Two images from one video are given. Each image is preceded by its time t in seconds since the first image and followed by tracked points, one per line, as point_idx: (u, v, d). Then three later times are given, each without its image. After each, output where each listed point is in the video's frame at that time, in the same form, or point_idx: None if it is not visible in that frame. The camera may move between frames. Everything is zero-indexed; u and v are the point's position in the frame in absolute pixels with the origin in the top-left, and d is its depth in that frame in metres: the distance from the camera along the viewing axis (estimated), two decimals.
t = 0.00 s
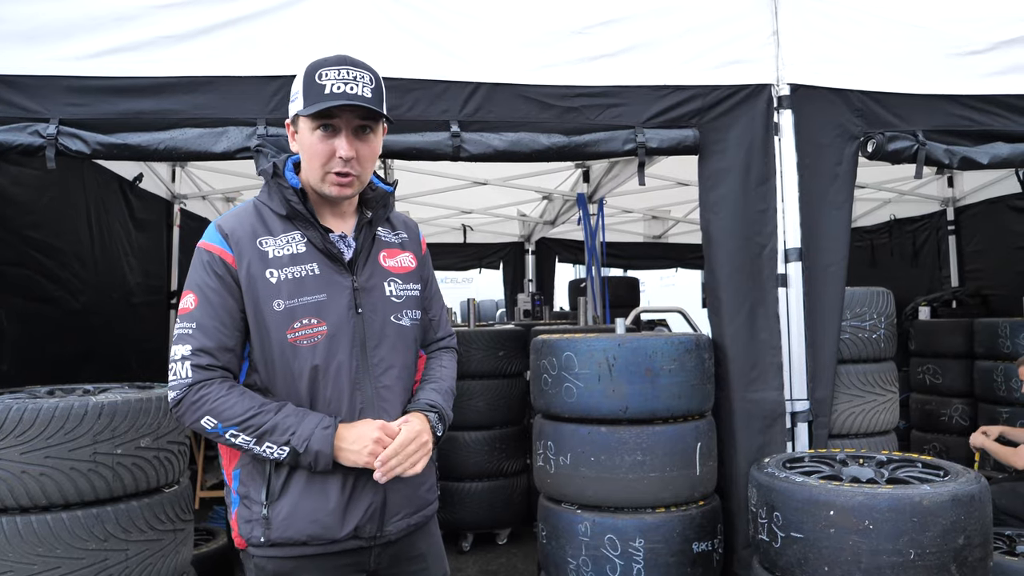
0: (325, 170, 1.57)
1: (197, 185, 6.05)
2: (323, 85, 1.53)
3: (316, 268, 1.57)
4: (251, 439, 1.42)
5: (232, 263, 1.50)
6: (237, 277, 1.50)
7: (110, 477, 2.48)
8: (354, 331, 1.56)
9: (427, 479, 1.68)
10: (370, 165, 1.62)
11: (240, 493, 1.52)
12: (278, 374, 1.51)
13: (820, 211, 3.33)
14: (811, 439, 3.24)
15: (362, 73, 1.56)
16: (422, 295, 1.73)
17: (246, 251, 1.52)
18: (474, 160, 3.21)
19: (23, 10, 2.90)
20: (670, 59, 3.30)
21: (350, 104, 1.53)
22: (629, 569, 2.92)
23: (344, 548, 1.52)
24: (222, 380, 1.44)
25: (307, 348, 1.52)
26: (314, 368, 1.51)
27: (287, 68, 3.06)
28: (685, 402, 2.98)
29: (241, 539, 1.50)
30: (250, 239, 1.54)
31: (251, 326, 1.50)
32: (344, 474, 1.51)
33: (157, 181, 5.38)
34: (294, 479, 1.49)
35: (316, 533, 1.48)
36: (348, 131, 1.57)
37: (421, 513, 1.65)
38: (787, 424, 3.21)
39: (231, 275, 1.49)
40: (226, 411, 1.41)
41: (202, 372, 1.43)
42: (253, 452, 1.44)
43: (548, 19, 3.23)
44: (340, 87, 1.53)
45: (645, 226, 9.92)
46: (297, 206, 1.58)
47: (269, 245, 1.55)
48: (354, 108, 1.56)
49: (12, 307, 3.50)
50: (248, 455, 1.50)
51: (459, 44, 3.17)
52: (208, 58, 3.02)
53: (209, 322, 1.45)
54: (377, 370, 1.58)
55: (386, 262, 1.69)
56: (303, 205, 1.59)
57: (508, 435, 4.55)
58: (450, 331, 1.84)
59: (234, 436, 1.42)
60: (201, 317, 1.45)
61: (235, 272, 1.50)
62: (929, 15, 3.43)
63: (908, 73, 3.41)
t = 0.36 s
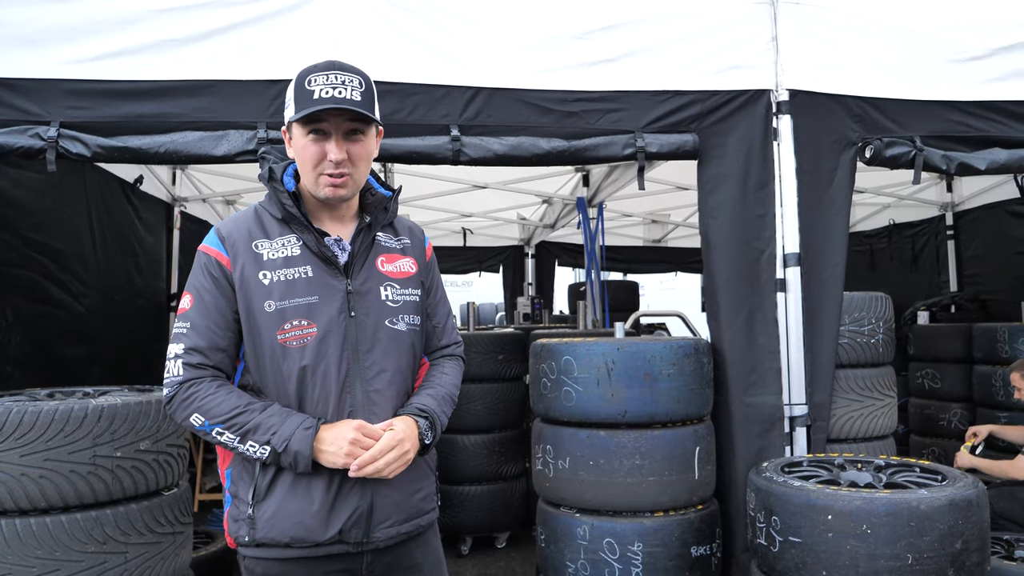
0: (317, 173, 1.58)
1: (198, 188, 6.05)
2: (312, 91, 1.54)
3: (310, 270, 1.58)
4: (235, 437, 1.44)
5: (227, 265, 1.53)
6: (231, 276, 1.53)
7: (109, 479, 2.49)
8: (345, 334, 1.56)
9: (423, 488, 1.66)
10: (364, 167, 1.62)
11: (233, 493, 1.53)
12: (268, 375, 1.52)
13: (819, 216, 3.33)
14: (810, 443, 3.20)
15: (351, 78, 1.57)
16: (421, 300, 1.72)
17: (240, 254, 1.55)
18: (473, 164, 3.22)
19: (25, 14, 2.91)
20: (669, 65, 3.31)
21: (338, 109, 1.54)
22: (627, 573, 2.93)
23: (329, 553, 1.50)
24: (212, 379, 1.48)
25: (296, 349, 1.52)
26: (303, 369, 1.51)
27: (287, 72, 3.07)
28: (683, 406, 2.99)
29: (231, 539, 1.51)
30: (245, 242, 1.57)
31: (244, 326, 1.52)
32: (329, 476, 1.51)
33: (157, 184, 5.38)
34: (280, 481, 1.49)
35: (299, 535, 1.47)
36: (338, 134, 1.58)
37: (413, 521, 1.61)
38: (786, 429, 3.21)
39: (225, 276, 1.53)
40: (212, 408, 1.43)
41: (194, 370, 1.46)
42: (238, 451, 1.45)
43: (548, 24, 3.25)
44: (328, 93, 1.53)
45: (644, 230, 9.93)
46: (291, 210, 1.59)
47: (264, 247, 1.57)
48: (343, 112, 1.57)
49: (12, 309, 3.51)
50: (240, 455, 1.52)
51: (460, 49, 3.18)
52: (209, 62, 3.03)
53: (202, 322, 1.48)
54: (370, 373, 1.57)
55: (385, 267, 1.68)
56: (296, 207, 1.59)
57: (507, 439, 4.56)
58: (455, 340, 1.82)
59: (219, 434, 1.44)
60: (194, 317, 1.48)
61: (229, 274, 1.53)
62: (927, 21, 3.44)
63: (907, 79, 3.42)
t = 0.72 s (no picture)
0: (339, 176, 1.58)
1: (197, 190, 6.07)
2: (328, 95, 1.55)
3: (312, 271, 1.60)
4: (213, 430, 1.45)
5: (224, 268, 1.55)
6: (232, 278, 1.54)
7: (108, 481, 2.50)
8: (346, 335, 1.58)
9: (424, 492, 1.66)
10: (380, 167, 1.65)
11: (234, 495, 1.54)
12: (269, 375, 1.52)
13: (817, 221, 3.35)
14: (806, 447, 3.24)
15: (361, 79, 1.59)
16: (423, 304, 1.73)
17: (242, 255, 1.56)
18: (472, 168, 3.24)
19: (26, 17, 2.92)
20: (667, 70, 3.33)
21: (357, 110, 1.56)
22: None
23: (330, 555, 1.51)
24: (202, 378, 1.50)
25: (297, 349, 1.53)
26: (305, 369, 1.52)
27: (287, 76, 3.09)
28: (681, 410, 3.00)
29: (233, 542, 1.52)
30: (246, 243, 1.58)
31: (245, 326, 1.53)
32: (329, 477, 1.52)
33: (157, 187, 5.40)
34: (281, 483, 1.51)
35: (300, 537, 1.48)
36: (359, 136, 1.59)
37: (413, 525, 1.61)
38: (782, 432, 3.22)
39: (223, 278, 1.54)
40: (192, 402, 1.45)
41: (185, 369, 1.49)
42: (219, 444, 1.46)
43: (547, 29, 3.26)
44: (345, 95, 1.56)
45: (644, 234, 9.95)
46: (294, 211, 1.61)
47: (266, 248, 1.59)
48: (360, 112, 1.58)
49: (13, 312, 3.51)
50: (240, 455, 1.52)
51: (459, 54, 3.20)
52: (210, 65, 3.04)
53: (194, 325, 1.50)
54: (371, 375, 1.58)
55: (386, 270, 1.69)
56: (300, 209, 1.61)
57: (505, 442, 4.57)
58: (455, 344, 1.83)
59: (201, 428, 1.46)
60: (187, 320, 1.51)
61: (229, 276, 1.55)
62: (925, 27, 3.46)
63: (904, 84, 3.44)
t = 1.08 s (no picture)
0: (323, 174, 1.60)
1: (198, 188, 6.08)
2: (315, 91, 1.57)
3: (310, 269, 1.61)
4: (191, 428, 1.42)
5: (219, 265, 1.55)
6: (230, 276, 1.55)
7: (109, 477, 2.51)
8: (344, 332, 1.59)
9: (426, 488, 1.66)
10: (368, 166, 1.65)
11: (235, 494, 1.55)
12: (267, 373, 1.53)
13: (816, 219, 3.36)
14: (804, 445, 3.26)
15: (352, 77, 1.59)
16: (422, 300, 1.74)
17: (239, 253, 1.57)
18: (472, 167, 3.25)
19: (28, 15, 2.93)
20: (667, 69, 3.34)
21: (341, 108, 1.56)
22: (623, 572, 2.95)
23: (331, 552, 1.52)
24: (193, 375, 1.49)
25: (295, 346, 1.55)
26: (303, 365, 1.54)
27: (288, 74, 3.10)
28: (679, 408, 3.01)
29: (234, 541, 1.53)
30: (244, 242, 1.59)
31: (243, 323, 1.54)
32: (328, 474, 1.53)
33: (158, 184, 5.41)
34: (280, 481, 1.52)
35: (301, 535, 1.49)
36: (343, 134, 1.60)
37: (414, 521, 1.62)
38: (780, 430, 3.23)
39: (220, 276, 1.55)
40: (174, 399, 1.43)
41: (176, 366, 1.49)
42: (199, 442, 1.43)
43: (547, 28, 3.28)
44: (330, 92, 1.56)
45: (644, 233, 9.96)
46: (291, 210, 1.62)
47: (264, 246, 1.60)
48: (346, 111, 1.59)
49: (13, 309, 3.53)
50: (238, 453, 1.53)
51: (459, 52, 3.21)
52: (211, 63, 3.05)
53: (189, 322, 1.51)
54: (370, 372, 1.60)
55: (385, 267, 1.70)
56: (297, 207, 1.63)
57: (504, 439, 4.58)
58: (456, 339, 1.84)
59: (183, 425, 1.43)
60: (181, 316, 1.51)
61: (225, 274, 1.56)
62: (923, 27, 3.47)
63: (903, 84, 3.45)
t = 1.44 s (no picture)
0: (315, 173, 1.60)
1: (195, 184, 6.07)
2: (306, 88, 1.56)
3: (306, 267, 1.61)
4: (210, 425, 1.45)
5: (219, 262, 1.57)
6: (228, 272, 1.56)
7: (106, 473, 2.52)
8: (339, 331, 1.59)
9: (421, 485, 1.67)
10: (361, 164, 1.64)
11: (231, 489, 1.56)
12: (262, 370, 1.55)
13: (813, 217, 3.37)
14: (800, 442, 3.27)
15: (343, 72, 1.58)
16: (420, 297, 1.73)
17: (236, 250, 1.58)
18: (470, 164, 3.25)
19: (25, 11, 2.93)
20: (665, 66, 3.34)
21: (332, 105, 1.56)
22: (620, 569, 2.96)
23: (325, 549, 1.53)
24: (200, 372, 1.52)
25: (289, 344, 1.55)
26: (298, 364, 1.55)
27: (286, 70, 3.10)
28: (676, 405, 3.02)
29: (230, 536, 1.54)
30: (241, 239, 1.59)
31: (239, 321, 1.56)
32: (322, 472, 1.53)
33: (156, 180, 5.40)
34: (275, 478, 1.53)
35: (294, 532, 1.50)
36: (333, 132, 1.59)
37: (410, 518, 1.63)
38: (777, 427, 3.24)
39: (218, 271, 1.56)
40: (189, 397, 1.46)
41: (182, 365, 1.51)
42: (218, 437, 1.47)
43: (545, 25, 3.28)
44: (321, 89, 1.56)
45: (642, 230, 9.96)
46: (287, 207, 1.62)
47: (260, 243, 1.60)
48: (337, 108, 1.58)
49: (9, 306, 3.52)
50: (235, 449, 1.54)
51: (457, 49, 3.21)
52: (209, 60, 3.05)
53: (192, 320, 1.52)
54: (364, 371, 1.60)
55: (382, 264, 1.70)
56: (292, 204, 1.63)
57: (502, 436, 4.59)
58: (456, 333, 1.84)
59: (199, 422, 1.47)
60: (184, 314, 1.53)
61: (223, 269, 1.57)
62: (921, 25, 3.47)
63: (900, 82, 3.46)
